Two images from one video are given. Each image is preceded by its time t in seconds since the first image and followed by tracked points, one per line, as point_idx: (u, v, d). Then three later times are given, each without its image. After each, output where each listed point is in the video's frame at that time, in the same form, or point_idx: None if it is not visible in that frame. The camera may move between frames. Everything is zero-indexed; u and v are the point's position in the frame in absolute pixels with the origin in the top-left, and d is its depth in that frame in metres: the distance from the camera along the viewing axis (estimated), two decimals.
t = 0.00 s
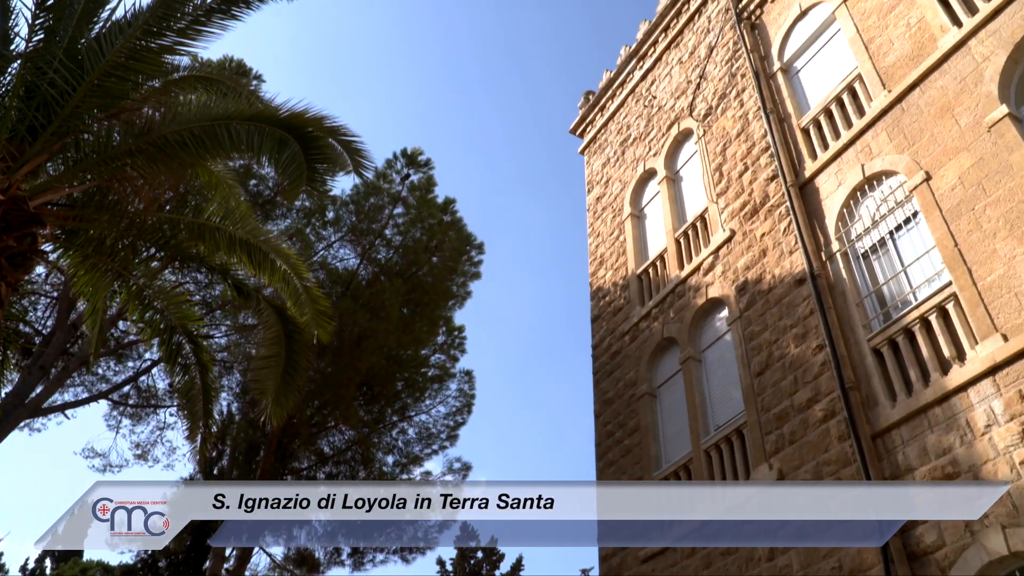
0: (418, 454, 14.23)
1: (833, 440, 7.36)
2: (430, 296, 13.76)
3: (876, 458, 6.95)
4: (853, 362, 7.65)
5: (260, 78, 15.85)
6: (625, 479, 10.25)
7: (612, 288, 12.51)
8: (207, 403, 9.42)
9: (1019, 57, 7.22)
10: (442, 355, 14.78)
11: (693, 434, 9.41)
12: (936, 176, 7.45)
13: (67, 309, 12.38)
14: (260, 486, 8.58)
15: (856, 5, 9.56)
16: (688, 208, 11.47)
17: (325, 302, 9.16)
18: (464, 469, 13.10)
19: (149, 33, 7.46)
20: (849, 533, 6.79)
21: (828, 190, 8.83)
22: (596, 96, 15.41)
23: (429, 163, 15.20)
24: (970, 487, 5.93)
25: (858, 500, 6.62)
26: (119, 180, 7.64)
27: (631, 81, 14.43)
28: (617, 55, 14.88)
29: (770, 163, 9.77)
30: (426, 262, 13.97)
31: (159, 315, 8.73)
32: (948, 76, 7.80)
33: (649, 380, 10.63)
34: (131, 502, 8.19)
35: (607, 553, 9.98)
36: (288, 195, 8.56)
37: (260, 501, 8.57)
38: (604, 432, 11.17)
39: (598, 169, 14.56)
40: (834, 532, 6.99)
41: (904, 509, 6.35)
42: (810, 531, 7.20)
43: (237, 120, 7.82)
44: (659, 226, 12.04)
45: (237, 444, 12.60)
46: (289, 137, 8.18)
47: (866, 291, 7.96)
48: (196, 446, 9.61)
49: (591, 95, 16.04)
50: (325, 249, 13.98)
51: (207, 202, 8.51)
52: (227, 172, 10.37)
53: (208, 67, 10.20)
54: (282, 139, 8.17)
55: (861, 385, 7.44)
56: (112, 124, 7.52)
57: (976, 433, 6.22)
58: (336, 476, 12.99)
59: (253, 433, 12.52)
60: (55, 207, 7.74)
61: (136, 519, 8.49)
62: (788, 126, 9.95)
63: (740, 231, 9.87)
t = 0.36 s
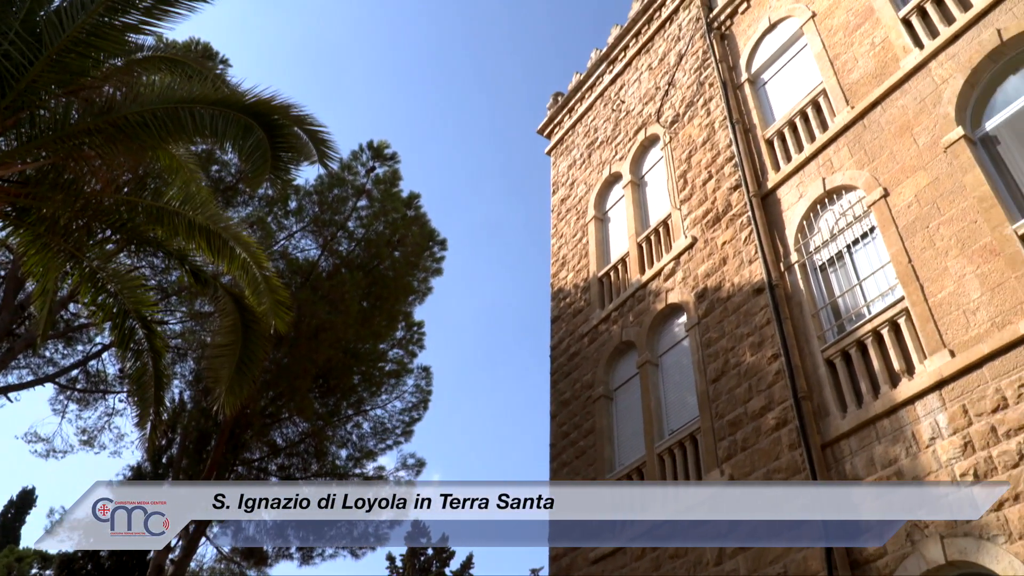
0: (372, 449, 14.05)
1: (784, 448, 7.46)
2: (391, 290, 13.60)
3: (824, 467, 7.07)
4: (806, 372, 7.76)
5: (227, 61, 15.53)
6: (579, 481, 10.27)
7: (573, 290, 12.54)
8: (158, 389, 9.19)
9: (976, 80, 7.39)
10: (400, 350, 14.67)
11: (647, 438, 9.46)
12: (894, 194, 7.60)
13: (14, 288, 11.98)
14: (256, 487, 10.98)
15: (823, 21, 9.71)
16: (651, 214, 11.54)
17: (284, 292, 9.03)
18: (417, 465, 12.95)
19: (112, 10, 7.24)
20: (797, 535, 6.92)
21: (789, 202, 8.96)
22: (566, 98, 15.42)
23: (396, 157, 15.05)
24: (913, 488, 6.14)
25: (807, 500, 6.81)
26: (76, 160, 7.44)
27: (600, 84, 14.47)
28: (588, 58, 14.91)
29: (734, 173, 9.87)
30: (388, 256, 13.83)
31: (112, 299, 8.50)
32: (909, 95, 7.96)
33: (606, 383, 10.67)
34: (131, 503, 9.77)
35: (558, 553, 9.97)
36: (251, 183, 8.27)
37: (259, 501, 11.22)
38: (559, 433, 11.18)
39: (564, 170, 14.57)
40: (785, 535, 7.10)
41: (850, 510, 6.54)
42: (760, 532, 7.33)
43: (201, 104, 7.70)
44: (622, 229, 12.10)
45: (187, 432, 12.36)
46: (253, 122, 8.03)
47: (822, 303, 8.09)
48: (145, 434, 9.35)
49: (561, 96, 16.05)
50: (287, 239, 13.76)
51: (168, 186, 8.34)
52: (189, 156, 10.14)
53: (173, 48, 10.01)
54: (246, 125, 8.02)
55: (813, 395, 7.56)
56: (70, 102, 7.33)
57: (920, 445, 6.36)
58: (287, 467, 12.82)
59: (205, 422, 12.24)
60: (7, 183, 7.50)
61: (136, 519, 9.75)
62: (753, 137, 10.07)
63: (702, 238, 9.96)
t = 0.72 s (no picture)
0: (328, 441, 13.72)
1: (738, 453, 7.54)
2: (353, 283, 13.44)
3: (777, 473, 7.16)
4: (762, 379, 7.86)
5: (194, 44, 15.21)
6: (534, 480, 10.27)
7: (535, 289, 12.54)
8: (111, 375, 8.94)
9: (936, 99, 7.56)
10: (360, 343, 14.43)
11: (603, 439, 9.49)
12: (854, 207, 7.73)
13: None
14: (260, 488, 10.68)
15: (791, 34, 9.85)
16: (616, 217, 11.60)
17: (244, 280, 8.89)
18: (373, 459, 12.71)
19: None
20: (748, 537, 7.01)
21: (752, 210, 9.07)
22: (535, 97, 15.43)
23: (362, 149, 14.88)
24: (859, 488, 6.35)
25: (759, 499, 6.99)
26: (31, 137, 7.12)
27: (570, 86, 14.49)
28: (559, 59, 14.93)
29: (699, 179, 9.96)
30: (351, 249, 13.65)
31: (65, 281, 8.29)
32: (872, 111, 8.10)
33: (565, 383, 10.69)
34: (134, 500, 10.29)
35: (510, 552, 9.93)
36: (214, 170, 8.17)
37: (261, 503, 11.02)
38: (516, 431, 11.15)
39: (531, 169, 14.57)
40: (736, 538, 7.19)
41: (800, 511, 6.70)
42: (711, 534, 7.38)
43: (166, 86, 7.58)
44: (587, 231, 12.14)
45: (138, 419, 12.04)
46: (220, 108, 7.91)
47: (780, 311, 8.20)
48: (94, 420, 9.10)
49: (530, 96, 16.06)
50: (248, 227, 13.52)
51: (128, 168, 8.24)
52: (152, 139, 9.91)
53: (138, 28, 9.78)
54: (213, 111, 7.90)
55: (768, 401, 7.65)
56: (27, 77, 7.15)
57: (870, 454, 6.48)
58: (241, 458, 12.61)
59: (158, 410, 11.93)
60: None
61: (137, 518, 10.51)
62: (719, 144, 10.17)
63: (665, 243, 10.04)
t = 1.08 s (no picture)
0: (286, 432, 13.36)
1: (696, 455, 7.59)
2: (317, 274, 13.20)
3: (733, 476, 7.23)
4: (722, 383, 7.93)
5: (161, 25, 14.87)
6: (493, 477, 10.24)
7: (499, 286, 12.50)
8: (65, 359, 8.69)
9: (900, 112, 7.69)
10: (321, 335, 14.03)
11: (563, 438, 9.50)
12: (817, 215, 7.83)
13: None
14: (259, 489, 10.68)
15: (762, 42, 9.95)
16: (583, 216, 11.62)
17: (207, 267, 8.79)
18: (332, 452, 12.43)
19: None
20: (703, 538, 7.07)
21: (718, 215, 9.14)
22: (506, 94, 15.38)
23: (331, 139, 14.69)
24: (811, 488, 6.47)
25: (714, 500, 7.08)
26: None
27: (542, 84, 14.47)
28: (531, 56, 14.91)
29: (666, 182, 10.01)
30: (316, 240, 13.41)
31: (19, 262, 8.17)
32: (838, 121, 8.21)
33: (526, 381, 10.67)
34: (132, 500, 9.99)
35: (466, 548, 9.90)
36: (180, 153, 8.34)
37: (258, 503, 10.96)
38: (476, 428, 11.10)
39: (499, 166, 14.52)
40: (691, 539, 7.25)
41: (753, 511, 6.79)
42: (667, 535, 7.43)
43: (131, 68, 7.88)
44: (553, 229, 12.14)
45: (92, 406, 11.65)
46: (185, 92, 8.17)
47: (742, 316, 8.28)
48: (46, 406, 8.82)
49: (501, 93, 16.01)
50: (212, 214, 13.19)
51: (90, 150, 8.34)
52: (115, 120, 9.68)
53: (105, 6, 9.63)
54: (178, 94, 8.16)
55: (727, 405, 7.72)
56: None
57: (824, 458, 6.57)
58: (197, 447, 12.31)
59: (113, 396, 11.61)
60: None
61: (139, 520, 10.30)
62: (687, 148, 10.24)
63: (631, 244, 10.09)
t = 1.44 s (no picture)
0: (248, 423, 12.63)
1: (658, 455, 7.63)
2: (283, 264, 12.60)
3: (694, 477, 7.28)
4: (686, 385, 7.99)
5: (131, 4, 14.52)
6: (455, 472, 10.19)
7: (468, 281, 12.44)
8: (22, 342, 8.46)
9: (868, 122, 7.79)
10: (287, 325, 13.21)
11: (527, 435, 9.48)
12: (785, 221, 7.91)
13: None
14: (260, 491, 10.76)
15: (736, 47, 10.03)
16: (554, 214, 11.62)
17: (172, 254, 8.66)
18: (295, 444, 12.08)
19: None
20: (662, 538, 7.11)
21: (687, 217, 9.19)
22: (481, 89, 15.31)
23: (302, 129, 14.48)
24: (770, 489, 6.56)
25: (675, 500, 7.14)
26: None
27: (517, 80, 14.43)
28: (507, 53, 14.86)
29: (638, 183, 10.04)
30: (284, 229, 12.89)
31: None
32: (808, 128, 8.30)
33: (492, 377, 10.65)
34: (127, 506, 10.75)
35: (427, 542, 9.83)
36: (148, 136, 8.66)
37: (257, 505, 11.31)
38: (441, 422, 11.04)
39: (472, 161, 14.46)
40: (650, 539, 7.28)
41: (712, 512, 6.84)
42: (628, 535, 7.45)
43: (99, 48, 8.07)
44: (524, 226, 12.12)
45: (49, 390, 11.23)
46: (155, 75, 8.43)
47: (708, 318, 8.34)
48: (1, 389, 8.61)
49: (476, 88, 15.94)
50: (179, 200, 12.60)
51: (54, 129, 8.26)
52: (81, 101, 9.45)
53: None
54: (148, 77, 8.42)
55: (691, 406, 7.78)
56: None
57: (784, 461, 6.64)
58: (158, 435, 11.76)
59: (71, 381, 11.20)
60: None
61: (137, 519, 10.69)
62: (660, 150, 10.28)
63: (600, 243, 10.11)
